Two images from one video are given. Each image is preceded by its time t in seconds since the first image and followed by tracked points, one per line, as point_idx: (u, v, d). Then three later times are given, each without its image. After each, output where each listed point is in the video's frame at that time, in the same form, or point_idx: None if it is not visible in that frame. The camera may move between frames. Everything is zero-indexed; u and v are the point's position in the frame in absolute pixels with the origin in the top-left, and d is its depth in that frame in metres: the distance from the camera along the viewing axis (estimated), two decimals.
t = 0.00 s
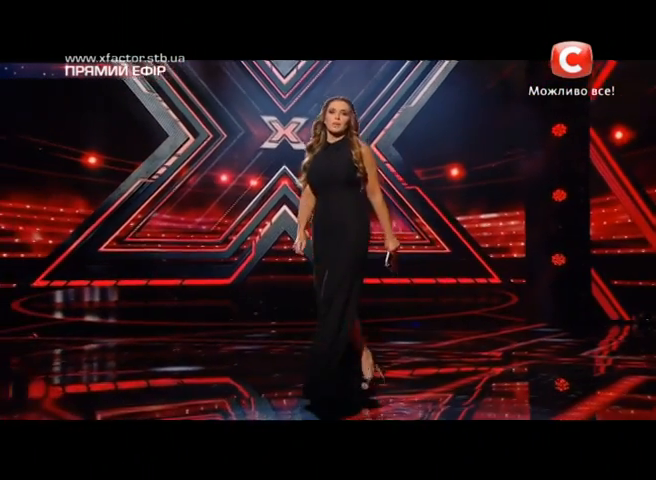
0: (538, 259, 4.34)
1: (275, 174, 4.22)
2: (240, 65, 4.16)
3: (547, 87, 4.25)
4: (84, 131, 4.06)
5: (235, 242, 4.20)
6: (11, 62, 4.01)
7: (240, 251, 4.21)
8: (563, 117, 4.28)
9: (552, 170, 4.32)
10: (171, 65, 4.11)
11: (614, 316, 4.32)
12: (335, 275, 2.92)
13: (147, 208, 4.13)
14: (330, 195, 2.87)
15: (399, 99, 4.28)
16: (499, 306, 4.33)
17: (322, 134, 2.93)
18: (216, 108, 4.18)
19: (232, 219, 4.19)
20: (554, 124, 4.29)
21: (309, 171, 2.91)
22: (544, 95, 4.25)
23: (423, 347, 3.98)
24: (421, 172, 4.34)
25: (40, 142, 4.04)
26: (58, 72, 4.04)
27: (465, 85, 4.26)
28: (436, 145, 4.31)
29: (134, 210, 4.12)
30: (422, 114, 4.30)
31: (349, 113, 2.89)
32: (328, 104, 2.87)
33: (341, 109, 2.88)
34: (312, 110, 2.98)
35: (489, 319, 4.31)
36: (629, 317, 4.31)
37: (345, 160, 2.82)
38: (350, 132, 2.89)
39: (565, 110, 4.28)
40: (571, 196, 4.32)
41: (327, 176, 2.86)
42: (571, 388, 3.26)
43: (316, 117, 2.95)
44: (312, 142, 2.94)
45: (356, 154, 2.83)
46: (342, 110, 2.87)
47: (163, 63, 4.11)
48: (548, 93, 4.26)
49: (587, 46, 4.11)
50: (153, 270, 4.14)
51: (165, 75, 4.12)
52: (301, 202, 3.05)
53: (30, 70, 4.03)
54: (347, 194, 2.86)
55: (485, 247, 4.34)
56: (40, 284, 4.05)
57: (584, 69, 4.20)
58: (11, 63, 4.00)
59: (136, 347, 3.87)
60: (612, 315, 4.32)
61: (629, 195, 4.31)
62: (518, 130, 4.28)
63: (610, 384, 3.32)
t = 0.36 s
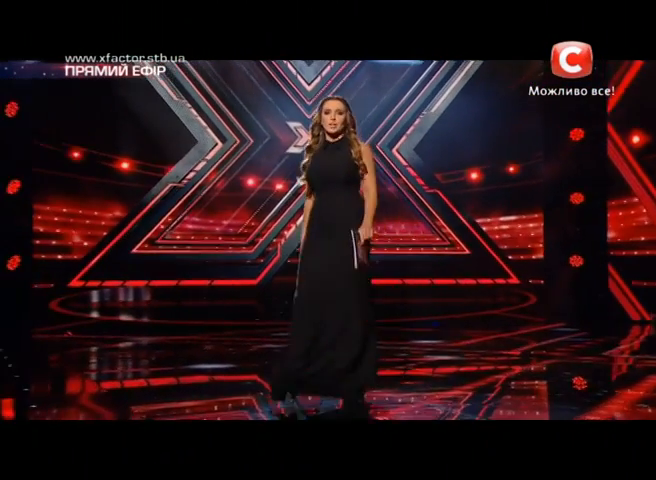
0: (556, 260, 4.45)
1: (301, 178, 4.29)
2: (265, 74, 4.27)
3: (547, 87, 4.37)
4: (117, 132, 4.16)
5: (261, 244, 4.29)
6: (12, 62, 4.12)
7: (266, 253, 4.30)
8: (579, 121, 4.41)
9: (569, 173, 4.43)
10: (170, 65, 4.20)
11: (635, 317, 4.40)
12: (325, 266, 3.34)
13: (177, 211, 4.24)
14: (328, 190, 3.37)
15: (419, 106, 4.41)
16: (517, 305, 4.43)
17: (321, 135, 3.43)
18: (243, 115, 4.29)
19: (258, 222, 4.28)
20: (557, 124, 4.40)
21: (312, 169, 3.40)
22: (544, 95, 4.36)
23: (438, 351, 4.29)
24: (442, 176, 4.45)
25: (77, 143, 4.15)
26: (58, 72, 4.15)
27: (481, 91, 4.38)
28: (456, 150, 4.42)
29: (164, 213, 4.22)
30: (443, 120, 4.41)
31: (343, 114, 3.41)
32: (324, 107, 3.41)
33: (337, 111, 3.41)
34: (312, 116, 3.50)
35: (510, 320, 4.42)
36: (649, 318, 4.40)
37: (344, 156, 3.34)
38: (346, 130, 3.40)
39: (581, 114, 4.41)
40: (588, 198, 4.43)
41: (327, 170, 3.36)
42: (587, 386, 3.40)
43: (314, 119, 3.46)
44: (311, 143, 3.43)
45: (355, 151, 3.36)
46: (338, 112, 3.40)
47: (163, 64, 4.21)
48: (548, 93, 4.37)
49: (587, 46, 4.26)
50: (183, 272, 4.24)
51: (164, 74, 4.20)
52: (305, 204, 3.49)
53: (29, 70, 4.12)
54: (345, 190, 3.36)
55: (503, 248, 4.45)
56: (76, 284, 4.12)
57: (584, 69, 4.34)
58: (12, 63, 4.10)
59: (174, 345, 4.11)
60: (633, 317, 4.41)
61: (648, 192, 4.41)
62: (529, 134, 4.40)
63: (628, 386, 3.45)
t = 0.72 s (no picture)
0: (583, 264, 4.53)
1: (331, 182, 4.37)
2: (297, 83, 4.41)
3: (547, 87, 4.47)
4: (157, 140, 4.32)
5: (294, 249, 4.37)
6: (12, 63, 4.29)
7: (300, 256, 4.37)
8: (605, 127, 4.48)
9: (594, 177, 4.51)
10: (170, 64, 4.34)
11: None
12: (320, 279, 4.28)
13: (213, 215, 4.36)
14: (325, 193, 4.23)
15: (447, 113, 4.52)
16: (543, 308, 4.52)
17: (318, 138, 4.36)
18: (277, 123, 4.39)
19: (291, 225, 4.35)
20: (574, 128, 4.49)
21: (308, 168, 4.29)
22: (544, 94, 4.47)
23: (471, 351, 4.49)
24: (470, 181, 4.55)
25: (120, 151, 4.30)
26: (58, 71, 4.30)
27: (505, 99, 4.50)
28: (485, 156, 4.53)
29: (201, 217, 4.35)
30: (470, 126, 4.53)
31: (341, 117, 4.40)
32: (325, 109, 4.40)
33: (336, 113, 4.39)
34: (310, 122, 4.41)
35: (537, 322, 4.52)
36: None
37: (343, 158, 4.25)
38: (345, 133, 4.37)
39: (607, 119, 4.48)
40: (614, 201, 4.51)
41: (325, 171, 4.24)
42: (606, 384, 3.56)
43: (313, 121, 4.39)
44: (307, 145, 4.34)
45: (353, 155, 4.29)
46: (337, 115, 4.40)
47: (163, 63, 4.34)
48: (548, 93, 4.47)
49: (586, 46, 4.43)
50: (218, 274, 4.37)
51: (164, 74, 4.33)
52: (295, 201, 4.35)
53: (29, 70, 4.28)
54: (339, 195, 4.22)
55: (529, 251, 4.55)
56: (118, 286, 4.28)
57: (585, 69, 4.45)
58: (12, 63, 4.27)
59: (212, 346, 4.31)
60: None
61: None
62: (549, 140, 4.50)
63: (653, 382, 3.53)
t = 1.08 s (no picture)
0: (615, 268, 4.62)
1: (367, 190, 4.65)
2: (334, 93, 4.55)
3: (547, 88, 4.59)
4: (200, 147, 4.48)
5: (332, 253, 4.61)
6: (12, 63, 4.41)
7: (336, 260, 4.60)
8: (638, 134, 4.57)
9: (625, 183, 4.59)
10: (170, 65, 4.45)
11: None
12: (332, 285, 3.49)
13: (254, 222, 4.56)
14: (336, 200, 3.45)
15: (480, 121, 4.65)
16: (574, 312, 4.62)
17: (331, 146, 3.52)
18: (314, 132, 4.56)
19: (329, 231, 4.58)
20: (602, 135, 4.58)
21: (320, 179, 3.46)
22: (544, 95, 4.59)
23: (510, 353, 4.42)
24: (502, 187, 4.67)
25: (166, 160, 4.45)
26: (58, 72, 4.42)
27: (536, 108, 4.61)
28: (519, 163, 4.64)
29: (243, 224, 4.55)
30: (502, 134, 4.64)
31: (355, 123, 3.46)
32: (335, 117, 3.46)
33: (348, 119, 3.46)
34: (322, 131, 3.60)
35: (570, 325, 4.61)
36: None
37: (356, 167, 3.43)
38: (357, 142, 3.47)
39: (639, 126, 4.57)
40: (647, 206, 4.58)
41: (338, 178, 3.42)
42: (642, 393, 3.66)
43: (325, 131, 3.54)
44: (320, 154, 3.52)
45: (366, 163, 3.43)
46: (348, 122, 3.45)
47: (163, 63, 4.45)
48: (548, 93, 4.59)
49: (586, 46, 4.39)
50: (258, 278, 4.53)
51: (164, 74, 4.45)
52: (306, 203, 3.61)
53: (29, 70, 4.42)
54: (352, 202, 3.45)
55: (562, 256, 4.65)
56: (164, 289, 4.48)
57: (584, 68, 4.50)
58: (12, 63, 4.40)
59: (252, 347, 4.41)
60: None
61: None
62: (579, 147, 4.60)
63: None
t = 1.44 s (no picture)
0: (641, 268, 4.75)
1: (397, 193, 4.78)
2: (366, 99, 4.72)
3: (547, 88, 4.70)
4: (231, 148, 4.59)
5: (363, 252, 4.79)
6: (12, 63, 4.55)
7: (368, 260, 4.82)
8: None
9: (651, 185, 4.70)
10: (170, 65, 4.57)
11: None
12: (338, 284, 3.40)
13: (288, 223, 4.75)
14: (341, 198, 3.32)
15: (508, 125, 4.77)
16: (601, 311, 4.72)
17: (336, 142, 3.38)
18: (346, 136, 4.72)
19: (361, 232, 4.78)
20: (626, 138, 4.71)
21: (323, 177, 3.31)
22: (544, 95, 4.71)
23: (541, 351, 4.52)
24: (529, 189, 4.79)
25: (205, 164, 4.65)
26: (58, 71, 4.59)
27: (562, 113, 4.72)
28: (545, 166, 4.76)
29: (278, 224, 4.73)
30: (529, 137, 4.77)
31: (360, 120, 3.34)
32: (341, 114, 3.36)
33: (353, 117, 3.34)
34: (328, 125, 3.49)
35: (596, 324, 4.73)
36: None
37: (358, 163, 3.27)
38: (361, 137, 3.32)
39: None
40: None
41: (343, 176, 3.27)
42: None
43: (330, 128, 3.41)
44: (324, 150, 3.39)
45: (368, 160, 3.28)
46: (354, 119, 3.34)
47: (163, 63, 4.59)
48: (548, 93, 4.71)
49: (586, 47, 4.46)
50: (293, 277, 4.71)
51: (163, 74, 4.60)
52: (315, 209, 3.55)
53: (29, 70, 4.56)
54: (353, 198, 3.31)
55: (588, 256, 4.76)
56: (203, 288, 4.66)
57: (584, 68, 4.60)
58: (12, 63, 4.53)
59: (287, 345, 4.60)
60: None
61: None
62: (604, 150, 4.72)
63: None
